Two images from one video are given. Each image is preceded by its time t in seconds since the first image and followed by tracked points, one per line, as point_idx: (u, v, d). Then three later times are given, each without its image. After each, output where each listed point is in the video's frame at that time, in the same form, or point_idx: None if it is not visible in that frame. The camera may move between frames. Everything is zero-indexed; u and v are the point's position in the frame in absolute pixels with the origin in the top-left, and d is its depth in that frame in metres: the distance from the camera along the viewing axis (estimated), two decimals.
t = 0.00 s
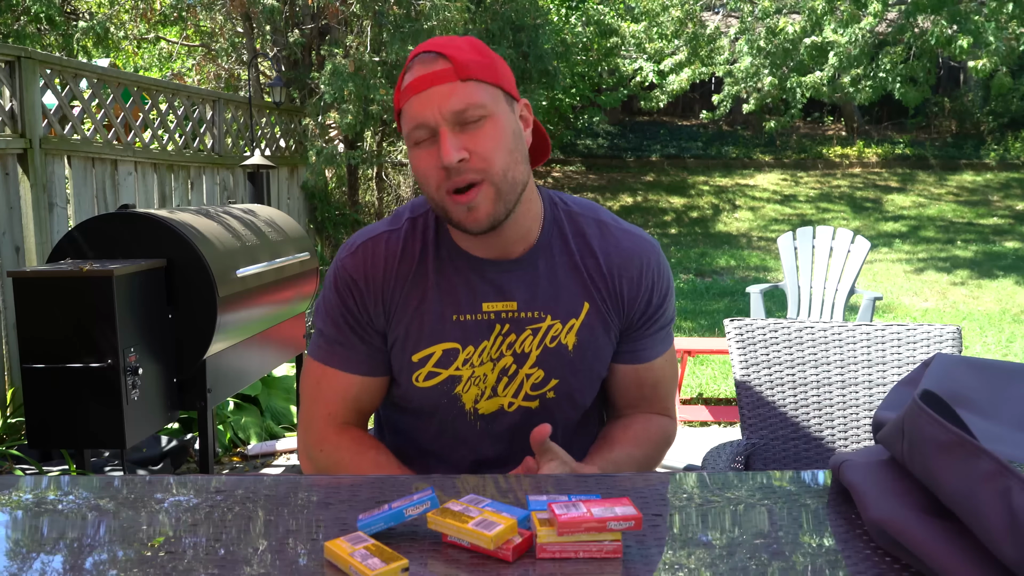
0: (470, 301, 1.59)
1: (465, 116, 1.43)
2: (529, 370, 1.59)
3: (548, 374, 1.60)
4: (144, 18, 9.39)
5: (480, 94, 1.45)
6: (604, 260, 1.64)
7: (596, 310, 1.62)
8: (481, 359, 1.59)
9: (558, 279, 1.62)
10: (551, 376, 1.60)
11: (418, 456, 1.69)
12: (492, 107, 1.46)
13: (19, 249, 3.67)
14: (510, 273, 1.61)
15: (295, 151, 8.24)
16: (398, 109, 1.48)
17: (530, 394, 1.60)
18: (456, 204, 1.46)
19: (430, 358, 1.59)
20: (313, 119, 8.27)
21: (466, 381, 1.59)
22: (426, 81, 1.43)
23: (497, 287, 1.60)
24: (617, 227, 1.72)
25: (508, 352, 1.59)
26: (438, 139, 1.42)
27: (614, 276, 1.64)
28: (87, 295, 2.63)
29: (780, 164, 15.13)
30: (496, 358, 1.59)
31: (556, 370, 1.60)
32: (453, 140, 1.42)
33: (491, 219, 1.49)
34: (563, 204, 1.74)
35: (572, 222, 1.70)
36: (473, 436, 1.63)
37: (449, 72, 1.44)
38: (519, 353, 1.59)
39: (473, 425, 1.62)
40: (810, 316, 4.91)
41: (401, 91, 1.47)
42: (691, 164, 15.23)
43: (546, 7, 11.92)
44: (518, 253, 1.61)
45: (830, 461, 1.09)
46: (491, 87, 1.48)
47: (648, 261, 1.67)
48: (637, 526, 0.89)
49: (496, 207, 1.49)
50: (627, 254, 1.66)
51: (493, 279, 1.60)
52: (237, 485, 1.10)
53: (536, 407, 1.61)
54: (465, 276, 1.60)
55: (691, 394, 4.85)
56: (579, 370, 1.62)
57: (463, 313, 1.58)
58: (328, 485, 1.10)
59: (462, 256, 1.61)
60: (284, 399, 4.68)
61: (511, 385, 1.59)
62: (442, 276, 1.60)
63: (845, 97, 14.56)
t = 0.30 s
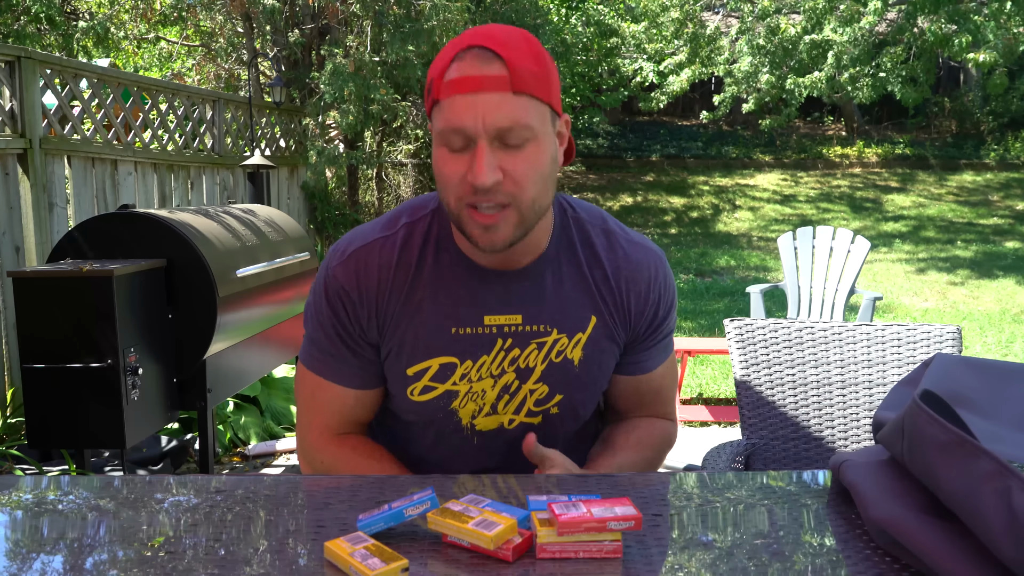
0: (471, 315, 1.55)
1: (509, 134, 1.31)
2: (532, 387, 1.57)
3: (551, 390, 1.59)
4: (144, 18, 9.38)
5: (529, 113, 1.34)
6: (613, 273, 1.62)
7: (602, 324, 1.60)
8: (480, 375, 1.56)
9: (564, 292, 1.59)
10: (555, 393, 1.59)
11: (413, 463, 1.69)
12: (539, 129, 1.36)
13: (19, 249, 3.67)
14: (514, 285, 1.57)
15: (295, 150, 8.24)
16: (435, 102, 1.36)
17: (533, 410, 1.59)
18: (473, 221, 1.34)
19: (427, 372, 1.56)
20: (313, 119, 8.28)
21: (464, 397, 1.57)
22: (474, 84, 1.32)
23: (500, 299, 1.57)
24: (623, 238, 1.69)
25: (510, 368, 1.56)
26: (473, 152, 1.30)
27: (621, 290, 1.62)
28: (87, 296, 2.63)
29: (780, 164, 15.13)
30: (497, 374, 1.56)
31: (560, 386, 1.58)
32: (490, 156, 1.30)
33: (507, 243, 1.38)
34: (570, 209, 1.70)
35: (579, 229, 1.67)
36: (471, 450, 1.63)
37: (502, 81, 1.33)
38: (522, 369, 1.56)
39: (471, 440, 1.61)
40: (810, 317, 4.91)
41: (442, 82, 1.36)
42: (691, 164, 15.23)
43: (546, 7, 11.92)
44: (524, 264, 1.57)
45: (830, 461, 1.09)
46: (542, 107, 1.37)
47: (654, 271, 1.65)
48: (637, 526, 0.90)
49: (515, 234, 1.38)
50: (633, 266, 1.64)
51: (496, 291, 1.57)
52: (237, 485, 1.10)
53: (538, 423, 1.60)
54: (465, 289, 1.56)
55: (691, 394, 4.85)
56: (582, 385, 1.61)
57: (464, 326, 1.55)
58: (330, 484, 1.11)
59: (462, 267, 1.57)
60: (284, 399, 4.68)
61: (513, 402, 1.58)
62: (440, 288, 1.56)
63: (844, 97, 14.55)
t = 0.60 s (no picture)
0: (459, 305, 1.53)
1: (554, 232, 1.26)
2: (522, 377, 1.53)
3: (540, 382, 1.54)
4: (144, 18, 9.37)
5: (582, 214, 1.27)
6: (609, 268, 1.60)
7: (594, 318, 1.57)
8: (468, 364, 1.54)
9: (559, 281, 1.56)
10: (545, 384, 1.54)
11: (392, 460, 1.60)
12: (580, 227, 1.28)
13: (19, 249, 3.68)
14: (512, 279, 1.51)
15: (295, 150, 8.25)
16: (493, 160, 1.23)
17: (522, 401, 1.54)
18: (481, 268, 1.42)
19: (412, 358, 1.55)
20: (313, 119, 8.27)
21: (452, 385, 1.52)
22: (539, 176, 1.20)
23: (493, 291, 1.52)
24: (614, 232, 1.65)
25: (499, 359, 1.53)
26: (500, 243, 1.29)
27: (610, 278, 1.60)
28: (87, 296, 2.63)
29: (780, 164, 15.12)
30: (485, 364, 1.54)
31: (551, 377, 1.54)
32: (528, 244, 1.28)
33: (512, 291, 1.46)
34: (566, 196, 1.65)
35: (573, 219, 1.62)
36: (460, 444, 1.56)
37: (569, 185, 1.21)
38: (511, 362, 1.53)
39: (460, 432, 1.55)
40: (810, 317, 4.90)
41: (508, 149, 1.21)
42: (691, 164, 15.23)
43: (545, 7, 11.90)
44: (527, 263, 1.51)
45: (831, 462, 1.09)
46: (599, 204, 1.28)
47: (646, 277, 1.64)
48: (636, 527, 0.90)
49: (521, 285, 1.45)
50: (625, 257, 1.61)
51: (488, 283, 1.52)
52: (236, 486, 1.12)
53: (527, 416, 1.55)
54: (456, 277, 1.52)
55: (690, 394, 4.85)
56: (575, 378, 1.56)
57: (453, 317, 1.53)
58: (327, 485, 1.12)
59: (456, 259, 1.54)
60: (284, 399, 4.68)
61: (500, 396, 1.53)
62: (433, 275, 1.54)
63: (845, 97, 14.53)
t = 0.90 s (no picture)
0: (461, 292, 1.52)
1: (501, 126, 1.39)
2: (530, 360, 1.50)
3: (549, 363, 1.51)
4: (140, 15, 9.32)
5: (513, 102, 1.42)
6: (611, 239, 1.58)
7: (597, 296, 1.55)
8: (476, 350, 1.51)
9: (562, 271, 1.55)
10: (552, 365, 1.50)
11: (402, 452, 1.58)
12: (525, 114, 1.44)
13: (13, 248, 3.66)
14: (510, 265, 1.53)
15: (291, 149, 8.24)
16: (416, 115, 1.43)
17: (530, 385, 1.51)
18: (490, 219, 1.40)
19: (422, 347, 1.51)
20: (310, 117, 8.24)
21: (459, 372, 1.50)
22: (455, 87, 1.40)
23: (493, 276, 1.53)
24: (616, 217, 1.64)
25: (506, 343, 1.50)
26: (473, 152, 1.39)
27: (624, 259, 1.57)
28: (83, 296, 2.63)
29: (777, 162, 15.12)
30: (492, 349, 1.51)
31: (559, 359, 1.50)
32: (492, 153, 1.38)
33: (527, 227, 1.44)
34: (560, 190, 1.66)
35: (579, 206, 1.63)
36: (467, 430, 1.54)
37: (482, 75, 1.41)
38: (518, 344, 1.51)
39: (466, 418, 1.53)
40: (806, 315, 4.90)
41: (418, 95, 1.43)
42: (688, 163, 15.22)
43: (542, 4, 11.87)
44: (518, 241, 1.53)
45: (825, 458, 1.11)
46: (521, 94, 1.46)
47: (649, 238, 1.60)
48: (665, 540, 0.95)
49: (531, 217, 1.44)
50: (631, 236, 1.59)
51: (486, 268, 1.53)
52: (233, 484, 1.12)
53: (536, 400, 1.51)
54: (448, 270, 1.53)
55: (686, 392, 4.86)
56: (586, 364, 1.52)
57: (458, 302, 1.52)
58: (325, 483, 1.13)
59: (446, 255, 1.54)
60: (280, 399, 4.67)
61: (508, 378, 1.50)
62: (423, 268, 1.54)
63: (842, 95, 14.53)
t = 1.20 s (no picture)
0: (431, 324, 1.51)
1: (464, 137, 1.40)
2: (505, 389, 1.50)
3: (524, 391, 1.51)
4: (140, 16, 9.32)
5: (480, 113, 1.43)
6: (585, 250, 1.58)
7: (573, 317, 1.53)
8: (451, 382, 1.51)
9: (537, 290, 1.54)
10: (528, 394, 1.51)
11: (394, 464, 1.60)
12: (489, 127, 1.44)
13: (13, 248, 3.66)
14: (479, 294, 1.53)
15: (291, 149, 8.25)
16: (376, 117, 1.43)
17: (508, 413, 1.51)
18: (445, 235, 1.40)
19: (395, 385, 1.52)
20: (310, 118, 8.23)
21: (437, 405, 1.51)
22: (420, 91, 1.40)
23: (463, 307, 1.52)
24: (587, 226, 1.63)
25: (480, 371, 1.50)
26: (432, 162, 1.39)
27: (598, 270, 1.55)
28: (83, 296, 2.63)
29: (777, 162, 15.12)
30: (467, 378, 1.51)
31: (534, 387, 1.50)
32: (451, 165, 1.39)
33: (485, 247, 1.44)
34: (530, 200, 1.65)
35: (552, 217, 1.62)
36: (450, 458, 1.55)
37: (449, 81, 1.41)
38: (493, 372, 1.50)
39: (448, 448, 1.54)
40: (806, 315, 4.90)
41: (381, 95, 1.42)
42: (688, 163, 15.23)
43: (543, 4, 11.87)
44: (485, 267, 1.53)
45: (826, 458, 1.11)
46: (489, 104, 1.46)
47: (629, 244, 1.60)
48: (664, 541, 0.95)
49: (489, 237, 1.44)
50: (610, 244, 1.59)
51: (454, 300, 1.52)
52: (233, 484, 1.12)
53: (516, 426, 1.52)
54: (419, 296, 1.53)
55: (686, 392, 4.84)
56: (564, 385, 1.52)
57: (428, 335, 1.51)
58: (324, 483, 1.13)
59: (416, 277, 1.54)
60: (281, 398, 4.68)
61: (486, 406, 1.50)
62: (392, 294, 1.53)
63: (842, 96, 14.54)
